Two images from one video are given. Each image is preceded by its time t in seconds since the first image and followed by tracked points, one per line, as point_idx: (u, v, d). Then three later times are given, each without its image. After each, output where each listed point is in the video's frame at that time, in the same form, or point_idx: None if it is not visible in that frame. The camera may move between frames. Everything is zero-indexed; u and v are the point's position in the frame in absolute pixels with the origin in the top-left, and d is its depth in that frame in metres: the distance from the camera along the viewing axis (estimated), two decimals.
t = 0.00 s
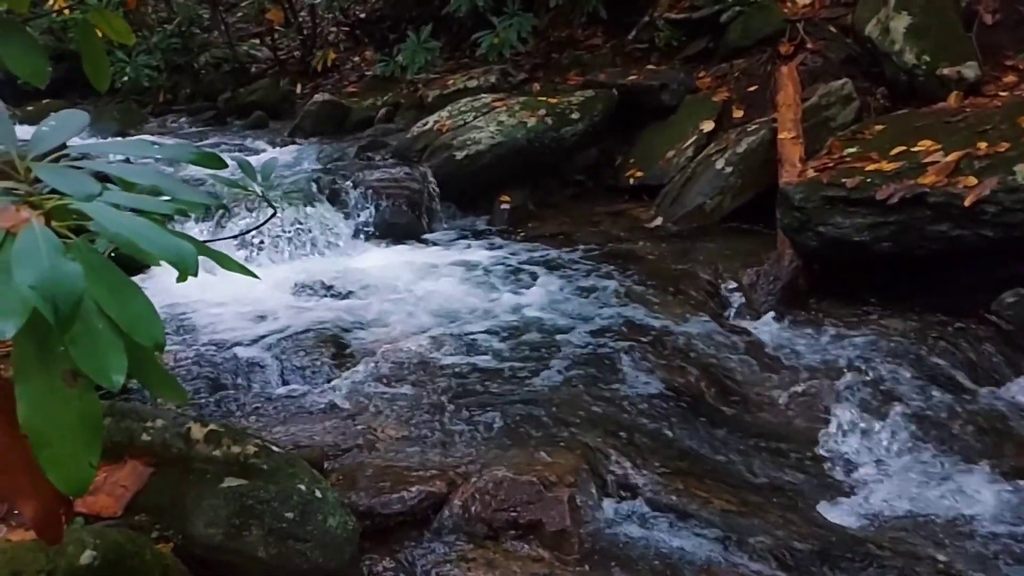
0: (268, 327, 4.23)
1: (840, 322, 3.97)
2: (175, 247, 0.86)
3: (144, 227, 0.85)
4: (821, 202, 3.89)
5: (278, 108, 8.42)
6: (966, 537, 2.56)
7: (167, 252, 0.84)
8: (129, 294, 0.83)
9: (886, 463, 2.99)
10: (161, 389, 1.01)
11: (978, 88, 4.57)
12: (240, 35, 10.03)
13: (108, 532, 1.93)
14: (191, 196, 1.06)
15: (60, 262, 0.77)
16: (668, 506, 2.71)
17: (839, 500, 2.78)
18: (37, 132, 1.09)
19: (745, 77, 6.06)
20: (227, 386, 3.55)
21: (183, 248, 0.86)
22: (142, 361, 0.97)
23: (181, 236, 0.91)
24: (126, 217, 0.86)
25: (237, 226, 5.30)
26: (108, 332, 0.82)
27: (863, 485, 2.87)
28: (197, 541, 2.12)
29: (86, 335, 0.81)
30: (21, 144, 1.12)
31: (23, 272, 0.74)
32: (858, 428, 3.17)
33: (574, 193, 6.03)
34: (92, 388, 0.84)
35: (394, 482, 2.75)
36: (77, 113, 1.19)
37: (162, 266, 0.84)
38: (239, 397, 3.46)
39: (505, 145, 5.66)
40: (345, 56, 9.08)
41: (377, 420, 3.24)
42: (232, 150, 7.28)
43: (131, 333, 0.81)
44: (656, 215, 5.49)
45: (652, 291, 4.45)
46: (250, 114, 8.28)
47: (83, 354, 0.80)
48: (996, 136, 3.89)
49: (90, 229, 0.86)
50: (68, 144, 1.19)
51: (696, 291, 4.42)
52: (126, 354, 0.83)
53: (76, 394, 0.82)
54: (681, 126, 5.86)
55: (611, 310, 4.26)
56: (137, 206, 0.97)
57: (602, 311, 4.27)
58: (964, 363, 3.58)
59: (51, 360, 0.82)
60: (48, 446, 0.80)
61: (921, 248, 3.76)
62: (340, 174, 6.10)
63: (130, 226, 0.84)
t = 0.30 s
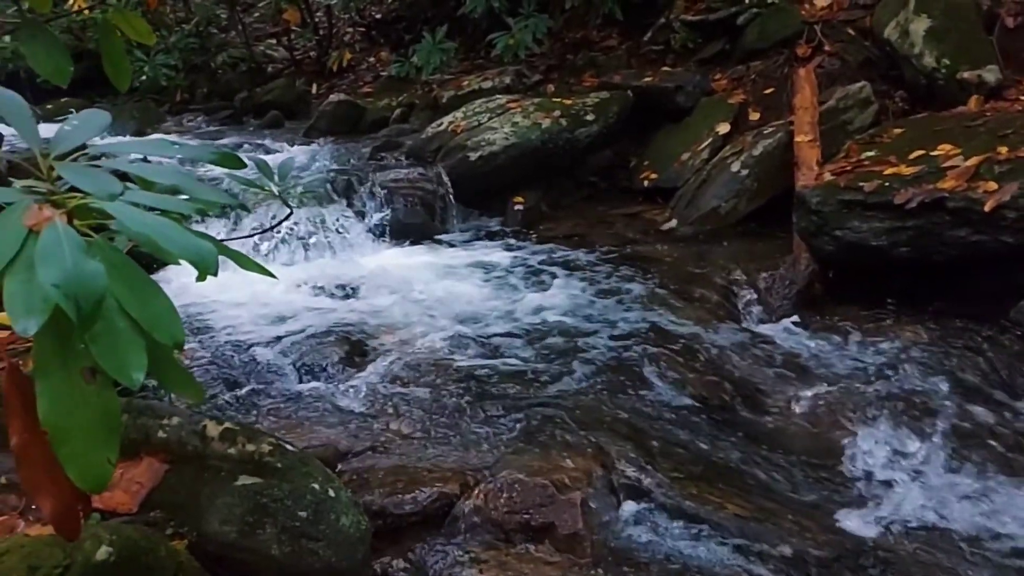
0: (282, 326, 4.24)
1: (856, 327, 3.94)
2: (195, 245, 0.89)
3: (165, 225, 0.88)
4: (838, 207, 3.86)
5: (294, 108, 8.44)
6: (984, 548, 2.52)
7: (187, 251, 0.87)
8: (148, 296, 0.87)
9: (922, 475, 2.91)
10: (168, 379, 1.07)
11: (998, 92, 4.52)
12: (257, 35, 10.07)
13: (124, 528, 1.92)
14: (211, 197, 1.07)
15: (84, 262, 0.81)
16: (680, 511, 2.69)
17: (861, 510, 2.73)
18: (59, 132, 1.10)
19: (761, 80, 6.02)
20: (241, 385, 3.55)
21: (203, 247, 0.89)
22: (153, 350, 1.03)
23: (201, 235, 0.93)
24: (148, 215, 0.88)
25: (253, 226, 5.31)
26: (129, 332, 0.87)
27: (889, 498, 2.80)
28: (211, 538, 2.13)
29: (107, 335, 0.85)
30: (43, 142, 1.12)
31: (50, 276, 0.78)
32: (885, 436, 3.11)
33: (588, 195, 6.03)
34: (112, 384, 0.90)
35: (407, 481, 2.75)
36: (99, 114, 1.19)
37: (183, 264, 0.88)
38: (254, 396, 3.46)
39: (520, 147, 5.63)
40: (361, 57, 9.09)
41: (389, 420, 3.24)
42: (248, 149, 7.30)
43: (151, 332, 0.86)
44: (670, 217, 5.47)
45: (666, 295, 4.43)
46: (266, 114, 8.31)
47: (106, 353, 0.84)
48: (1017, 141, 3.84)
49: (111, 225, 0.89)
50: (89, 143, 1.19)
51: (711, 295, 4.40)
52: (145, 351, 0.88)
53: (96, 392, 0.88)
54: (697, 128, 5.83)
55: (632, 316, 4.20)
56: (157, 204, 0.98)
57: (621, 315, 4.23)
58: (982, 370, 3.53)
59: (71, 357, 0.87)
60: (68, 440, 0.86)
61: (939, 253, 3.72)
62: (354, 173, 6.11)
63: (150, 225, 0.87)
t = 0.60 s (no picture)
0: (297, 328, 4.24)
1: (874, 335, 3.89)
2: (217, 248, 0.91)
3: (187, 227, 0.89)
4: (856, 213, 3.83)
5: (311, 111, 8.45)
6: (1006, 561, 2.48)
7: (208, 253, 0.88)
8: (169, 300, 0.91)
9: (965, 495, 2.81)
10: (190, 383, 1.09)
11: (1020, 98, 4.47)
12: (275, 38, 10.11)
13: (142, 527, 1.92)
14: (234, 200, 1.08)
15: (107, 264, 0.84)
16: (697, 519, 2.66)
17: (887, 517, 2.70)
18: (85, 134, 1.10)
19: (779, 85, 5.99)
20: (256, 387, 3.55)
21: (226, 250, 0.91)
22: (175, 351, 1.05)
23: (223, 239, 0.95)
24: (170, 218, 0.90)
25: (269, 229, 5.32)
26: (151, 333, 0.90)
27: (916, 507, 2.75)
28: (227, 538, 2.12)
29: (130, 336, 0.88)
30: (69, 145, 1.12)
31: (74, 278, 0.82)
32: (928, 455, 3.02)
33: (603, 199, 5.99)
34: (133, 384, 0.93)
35: (421, 486, 2.73)
36: (123, 116, 1.19)
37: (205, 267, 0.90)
38: (268, 398, 3.45)
39: (536, 150, 5.61)
40: (378, 60, 9.11)
41: (402, 424, 3.22)
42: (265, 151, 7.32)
43: (172, 333, 0.89)
44: (686, 222, 5.43)
45: (683, 301, 4.40)
46: (283, 117, 8.33)
47: (128, 353, 0.88)
48: None
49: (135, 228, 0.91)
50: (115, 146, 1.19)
51: (727, 301, 4.36)
52: (166, 352, 0.91)
53: (118, 392, 0.92)
54: (714, 133, 5.80)
55: (660, 324, 4.15)
56: (179, 206, 0.97)
57: (647, 322, 4.18)
58: (1003, 380, 3.48)
59: (94, 357, 0.91)
60: (91, 440, 0.91)
61: (958, 261, 3.68)
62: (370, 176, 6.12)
63: (171, 228, 0.88)
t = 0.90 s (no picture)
0: (312, 329, 4.25)
1: (890, 344, 3.85)
2: (237, 251, 0.90)
3: (208, 230, 0.89)
4: (874, 220, 3.80)
5: (326, 113, 8.47)
6: None
7: (228, 256, 0.88)
8: (189, 301, 0.91)
9: (999, 509, 2.76)
10: (207, 386, 1.09)
11: None
12: (293, 41, 10.15)
13: (158, 527, 1.91)
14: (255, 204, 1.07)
15: (130, 266, 0.84)
16: (711, 527, 2.63)
17: (913, 527, 2.67)
18: (107, 137, 1.09)
19: (796, 90, 5.95)
20: (269, 389, 3.55)
21: (245, 255, 0.91)
22: (192, 353, 1.05)
23: (243, 242, 0.94)
24: (191, 221, 0.89)
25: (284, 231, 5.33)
26: (171, 336, 0.90)
27: (952, 519, 2.71)
28: (241, 539, 2.11)
29: (151, 339, 0.89)
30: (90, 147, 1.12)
31: (97, 281, 0.82)
32: (956, 468, 2.98)
33: (618, 204, 5.96)
34: (153, 387, 0.95)
35: (432, 491, 2.72)
36: (145, 120, 1.19)
37: (224, 269, 0.89)
38: (282, 400, 3.45)
39: (550, 155, 5.61)
40: (394, 64, 9.13)
41: (416, 428, 3.22)
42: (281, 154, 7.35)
43: (192, 336, 0.90)
44: (700, 227, 5.40)
45: (697, 307, 4.37)
46: (300, 120, 8.36)
47: (149, 356, 0.88)
48: None
49: (157, 230, 0.91)
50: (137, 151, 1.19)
51: (742, 308, 4.34)
52: (186, 355, 0.92)
53: (138, 394, 0.93)
54: (729, 139, 5.78)
55: (688, 333, 4.09)
56: (200, 210, 0.97)
57: (673, 330, 4.13)
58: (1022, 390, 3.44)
59: (116, 360, 0.93)
60: (110, 441, 0.92)
61: (977, 269, 3.63)
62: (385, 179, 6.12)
63: (193, 232, 0.88)
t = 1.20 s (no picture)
0: (327, 331, 4.28)
1: (907, 351, 3.82)
2: (255, 254, 0.90)
3: (227, 234, 0.89)
4: (891, 226, 3.77)
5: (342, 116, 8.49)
6: None
7: (246, 259, 0.88)
8: (207, 304, 0.91)
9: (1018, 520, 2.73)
10: (224, 387, 1.08)
11: None
12: (309, 45, 10.20)
13: (174, 527, 1.91)
14: (271, 208, 1.07)
15: (150, 269, 0.85)
16: (724, 534, 2.62)
17: (931, 537, 2.65)
18: (129, 140, 1.10)
19: (812, 95, 5.92)
20: (285, 391, 3.57)
21: (264, 258, 0.91)
22: (211, 354, 1.05)
23: (261, 245, 0.95)
24: (211, 224, 0.90)
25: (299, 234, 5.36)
26: (190, 339, 0.91)
27: (977, 539, 2.65)
28: (255, 540, 2.11)
29: (170, 341, 0.89)
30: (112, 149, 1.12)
31: (118, 284, 0.82)
32: (974, 477, 2.95)
33: (632, 208, 5.94)
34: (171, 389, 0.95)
35: (445, 496, 2.71)
36: (165, 123, 1.19)
37: (243, 273, 0.90)
38: (297, 401, 3.47)
39: (565, 159, 5.61)
40: (409, 67, 9.15)
41: (429, 430, 3.23)
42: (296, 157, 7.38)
43: (210, 339, 0.90)
44: (715, 232, 5.38)
45: (711, 312, 4.35)
46: (316, 123, 8.40)
47: (168, 358, 0.89)
48: None
49: (177, 233, 0.91)
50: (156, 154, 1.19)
51: (757, 313, 4.32)
52: (205, 357, 0.92)
53: (156, 395, 0.94)
54: (744, 144, 5.75)
55: (716, 342, 4.01)
56: (218, 214, 0.97)
57: (700, 338, 4.07)
58: None
59: (135, 361, 0.93)
60: (129, 442, 0.92)
61: (997, 277, 3.59)
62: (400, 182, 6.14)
63: (213, 236, 0.88)
